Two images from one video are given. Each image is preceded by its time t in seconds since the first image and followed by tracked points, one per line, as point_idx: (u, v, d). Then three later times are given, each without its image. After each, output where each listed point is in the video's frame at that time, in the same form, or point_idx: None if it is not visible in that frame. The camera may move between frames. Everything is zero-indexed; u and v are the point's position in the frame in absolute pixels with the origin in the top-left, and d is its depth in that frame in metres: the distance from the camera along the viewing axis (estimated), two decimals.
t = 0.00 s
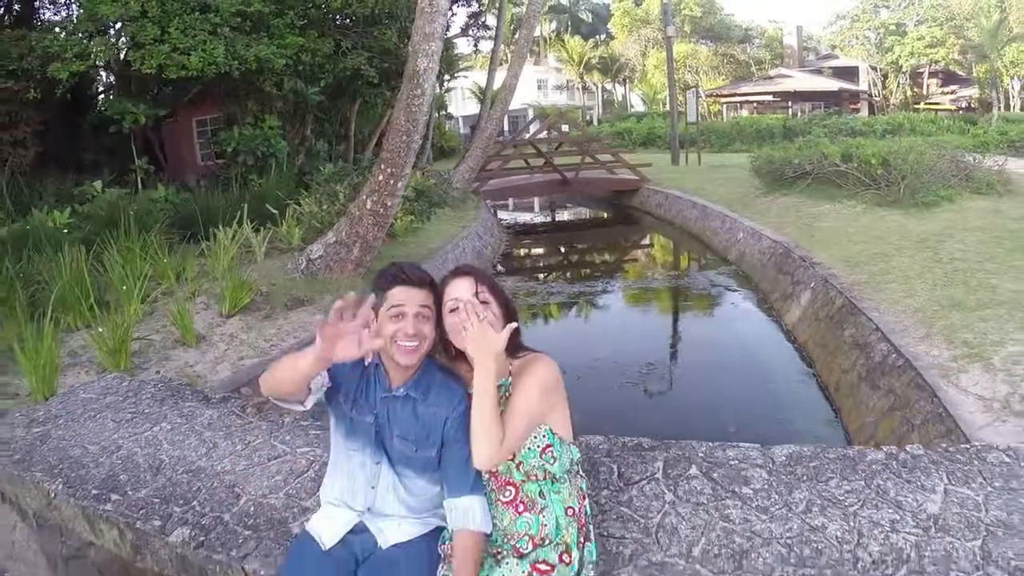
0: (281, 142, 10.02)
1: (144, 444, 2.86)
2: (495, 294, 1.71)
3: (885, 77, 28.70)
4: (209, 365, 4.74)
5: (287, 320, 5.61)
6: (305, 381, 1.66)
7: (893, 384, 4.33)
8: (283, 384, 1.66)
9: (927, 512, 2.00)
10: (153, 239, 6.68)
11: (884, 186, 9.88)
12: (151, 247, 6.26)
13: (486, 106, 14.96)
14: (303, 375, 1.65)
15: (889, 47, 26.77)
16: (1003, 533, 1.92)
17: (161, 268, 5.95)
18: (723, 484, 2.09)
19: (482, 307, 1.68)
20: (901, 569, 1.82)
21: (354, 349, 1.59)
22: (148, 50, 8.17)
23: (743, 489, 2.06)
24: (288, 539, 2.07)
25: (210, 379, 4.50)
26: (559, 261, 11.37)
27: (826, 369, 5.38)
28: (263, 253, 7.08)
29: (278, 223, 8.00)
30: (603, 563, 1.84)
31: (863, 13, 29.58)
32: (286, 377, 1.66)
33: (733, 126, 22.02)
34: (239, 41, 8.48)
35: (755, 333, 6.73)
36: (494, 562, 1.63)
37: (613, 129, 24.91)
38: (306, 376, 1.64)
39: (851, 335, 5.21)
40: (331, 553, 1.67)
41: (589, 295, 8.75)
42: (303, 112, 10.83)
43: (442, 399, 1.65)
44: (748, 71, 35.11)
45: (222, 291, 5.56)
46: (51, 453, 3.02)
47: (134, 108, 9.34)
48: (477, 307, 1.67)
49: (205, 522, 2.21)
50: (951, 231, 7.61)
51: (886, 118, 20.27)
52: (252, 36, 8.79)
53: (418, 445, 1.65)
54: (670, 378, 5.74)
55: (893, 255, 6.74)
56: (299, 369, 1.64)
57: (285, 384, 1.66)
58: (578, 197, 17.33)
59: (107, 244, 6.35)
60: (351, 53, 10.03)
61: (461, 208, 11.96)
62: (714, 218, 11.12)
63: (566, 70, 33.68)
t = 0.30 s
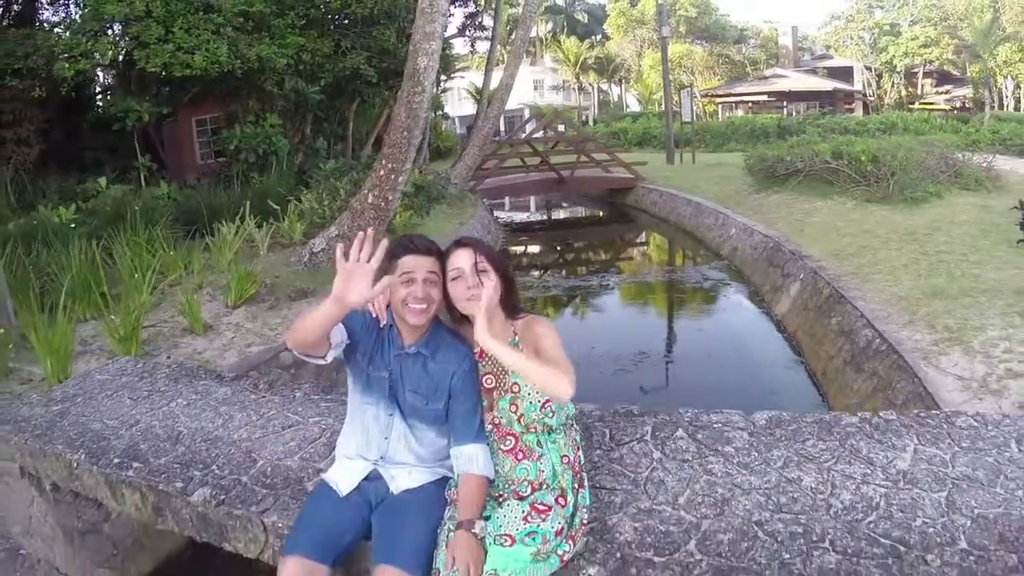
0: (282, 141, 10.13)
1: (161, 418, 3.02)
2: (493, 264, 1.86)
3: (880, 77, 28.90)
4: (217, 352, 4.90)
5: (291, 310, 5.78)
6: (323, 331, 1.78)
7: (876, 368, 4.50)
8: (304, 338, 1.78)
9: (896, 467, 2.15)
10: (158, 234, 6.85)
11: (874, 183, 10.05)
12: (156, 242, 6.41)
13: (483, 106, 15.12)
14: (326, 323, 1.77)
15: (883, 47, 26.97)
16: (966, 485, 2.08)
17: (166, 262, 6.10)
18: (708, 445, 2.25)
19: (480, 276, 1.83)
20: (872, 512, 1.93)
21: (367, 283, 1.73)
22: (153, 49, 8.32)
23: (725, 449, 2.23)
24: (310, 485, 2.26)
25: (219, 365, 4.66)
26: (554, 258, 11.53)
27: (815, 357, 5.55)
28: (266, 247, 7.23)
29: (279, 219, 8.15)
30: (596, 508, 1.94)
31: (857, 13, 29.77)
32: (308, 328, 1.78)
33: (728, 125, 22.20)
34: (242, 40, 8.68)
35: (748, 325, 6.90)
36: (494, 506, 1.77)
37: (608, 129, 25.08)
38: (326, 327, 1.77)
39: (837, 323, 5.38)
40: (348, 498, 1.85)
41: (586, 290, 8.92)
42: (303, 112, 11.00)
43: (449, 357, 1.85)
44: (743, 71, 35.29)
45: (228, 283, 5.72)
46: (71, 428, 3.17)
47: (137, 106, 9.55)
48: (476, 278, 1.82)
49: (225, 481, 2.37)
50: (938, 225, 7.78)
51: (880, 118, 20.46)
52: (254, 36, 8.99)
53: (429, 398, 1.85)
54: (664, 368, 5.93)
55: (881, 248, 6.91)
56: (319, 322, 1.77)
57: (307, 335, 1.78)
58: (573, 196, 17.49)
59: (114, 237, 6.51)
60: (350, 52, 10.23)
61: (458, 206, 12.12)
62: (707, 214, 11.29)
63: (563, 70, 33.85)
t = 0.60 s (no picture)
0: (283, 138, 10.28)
1: (176, 395, 3.17)
2: (492, 238, 2.03)
3: (874, 77, 29.08)
4: (224, 340, 5.04)
5: (294, 301, 5.94)
6: (336, 293, 1.96)
7: (862, 353, 4.66)
8: (318, 300, 1.95)
9: (872, 429, 2.28)
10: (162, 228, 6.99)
11: (865, 179, 10.22)
12: (161, 236, 6.55)
13: (480, 105, 15.27)
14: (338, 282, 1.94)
15: (878, 47, 27.15)
16: (937, 445, 2.19)
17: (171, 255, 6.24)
18: (695, 411, 2.40)
19: (479, 248, 2.00)
20: (847, 467, 2.05)
21: (372, 242, 1.93)
22: (157, 47, 8.54)
23: (712, 413, 2.38)
24: (320, 450, 2.41)
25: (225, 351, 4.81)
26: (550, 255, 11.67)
27: (804, 345, 5.70)
28: (267, 242, 7.37)
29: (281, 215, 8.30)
30: (591, 464, 2.08)
31: (853, 13, 29.95)
32: (321, 289, 1.95)
33: (723, 125, 22.37)
34: (245, 40, 8.85)
35: (740, 316, 7.06)
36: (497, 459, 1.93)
37: (604, 129, 25.24)
38: (337, 288, 1.94)
39: (826, 311, 5.53)
40: (360, 454, 2.00)
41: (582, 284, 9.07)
42: (303, 112, 11.18)
43: (453, 322, 2.02)
44: (739, 71, 35.45)
45: (232, 275, 5.87)
46: (88, 406, 3.32)
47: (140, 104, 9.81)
48: (475, 250, 1.99)
49: (242, 448, 2.51)
50: (927, 219, 7.94)
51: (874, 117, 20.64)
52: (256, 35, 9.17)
53: (435, 360, 2.02)
54: (657, 356, 6.09)
55: (869, 241, 7.08)
56: (332, 284, 1.95)
57: (320, 297, 1.95)
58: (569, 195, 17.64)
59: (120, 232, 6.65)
60: (350, 52, 10.40)
61: (455, 204, 12.26)
62: (702, 211, 11.44)
63: (559, 71, 33.98)
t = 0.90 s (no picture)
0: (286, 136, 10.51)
1: (190, 373, 3.31)
2: (493, 215, 2.15)
3: (871, 77, 29.23)
4: (231, 328, 5.18)
5: (299, 293, 6.08)
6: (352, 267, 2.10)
7: (851, 340, 4.80)
8: (335, 276, 2.10)
9: (854, 397, 2.40)
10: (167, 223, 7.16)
11: (859, 176, 10.37)
12: (167, 231, 6.72)
13: (479, 105, 15.42)
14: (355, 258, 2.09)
15: (875, 47, 27.29)
16: (916, 411, 2.31)
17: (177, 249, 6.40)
18: (688, 382, 2.54)
19: (481, 225, 2.12)
20: (829, 429, 2.17)
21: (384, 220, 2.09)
22: (162, 46, 8.74)
23: (702, 384, 2.52)
24: (331, 419, 2.55)
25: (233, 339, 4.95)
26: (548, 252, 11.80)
27: (796, 335, 5.85)
28: (271, 237, 7.51)
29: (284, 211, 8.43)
30: (589, 427, 2.21)
31: (850, 14, 30.10)
32: (338, 269, 2.10)
33: (721, 124, 22.51)
34: (248, 39, 9.09)
35: (736, 308, 7.21)
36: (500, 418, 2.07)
37: (602, 129, 25.38)
38: (353, 266, 2.10)
39: (818, 301, 5.68)
40: (372, 416, 2.14)
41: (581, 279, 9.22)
42: (305, 111, 11.33)
43: (457, 294, 2.17)
44: (737, 72, 35.56)
45: (238, 267, 6.02)
46: (104, 385, 3.46)
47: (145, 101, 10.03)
48: (477, 227, 2.12)
49: (256, 419, 2.65)
50: (919, 213, 8.09)
51: (870, 116, 20.80)
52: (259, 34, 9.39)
53: (442, 329, 2.18)
54: (653, 348, 6.24)
55: (862, 235, 7.23)
56: (348, 260, 2.10)
57: (337, 276, 2.10)
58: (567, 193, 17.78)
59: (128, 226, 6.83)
60: (351, 51, 10.58)
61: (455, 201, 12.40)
62: (698, 208, 11.58)
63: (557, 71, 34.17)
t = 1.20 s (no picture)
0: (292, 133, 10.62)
1: (208, 353, 3.46)
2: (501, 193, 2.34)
3: (871, 76, 29.35)
4: (242, 315, 5.33)
5: (308, 284, 6.24)
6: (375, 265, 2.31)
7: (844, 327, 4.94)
8: (358, 276, 2.31)
9: (841, 367, 2.54)
10: (178, 217, 7.33)
11: (856, 172, 10.51)
12: (177, 225, 6.89)
13: (481, 104, 15.56)
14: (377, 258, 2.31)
15: (875, 47, 27.41)
16: (901, 379, 2.43)
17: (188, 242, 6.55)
18: (685, 355, 2.69)
19: (491, 203, 2.31)
20: (817, 396, 2.29)
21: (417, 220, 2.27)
22: (171, 44, 8.98)
23: (698, 356, 2.67)
24: (347, 389, 2.70)
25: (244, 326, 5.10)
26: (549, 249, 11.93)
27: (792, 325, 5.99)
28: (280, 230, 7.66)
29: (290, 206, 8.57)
30: (591, 394, 2.36)
31: (850, 13, 30.23)
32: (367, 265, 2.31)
33: (721, 123, 22.64)
34: (256, 37, 9.35)
35: (735, 300, 7.33)
36: (509, 382, 2.22)
37: (603, 129, 25.51)
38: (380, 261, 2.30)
39: (813, 292, 5.82)
40: (389, 382, 2.29)
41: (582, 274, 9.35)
42: (311, 108, 11.48)
43: (468, 267, 2.35)
44: (737, 72, 35.65)
45: (248, 259, 6.18)
46: (123, 366, 3.61)
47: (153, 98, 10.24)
48: (487, 204, 2.30)
49: (275, 391, 2.79)
50: (914, 208, 8.22)
51: (869, 116, 20.91)
52: (265, 33, 9.62)
53: (454, 300, 2.34)
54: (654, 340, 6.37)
55: (857, 228, 7.37)
56: (372, 257, 2.31)
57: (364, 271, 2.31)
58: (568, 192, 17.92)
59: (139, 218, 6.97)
60: (355, 50, 10.77)
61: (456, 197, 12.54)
62: (698, 205, 11.72)
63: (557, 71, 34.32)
